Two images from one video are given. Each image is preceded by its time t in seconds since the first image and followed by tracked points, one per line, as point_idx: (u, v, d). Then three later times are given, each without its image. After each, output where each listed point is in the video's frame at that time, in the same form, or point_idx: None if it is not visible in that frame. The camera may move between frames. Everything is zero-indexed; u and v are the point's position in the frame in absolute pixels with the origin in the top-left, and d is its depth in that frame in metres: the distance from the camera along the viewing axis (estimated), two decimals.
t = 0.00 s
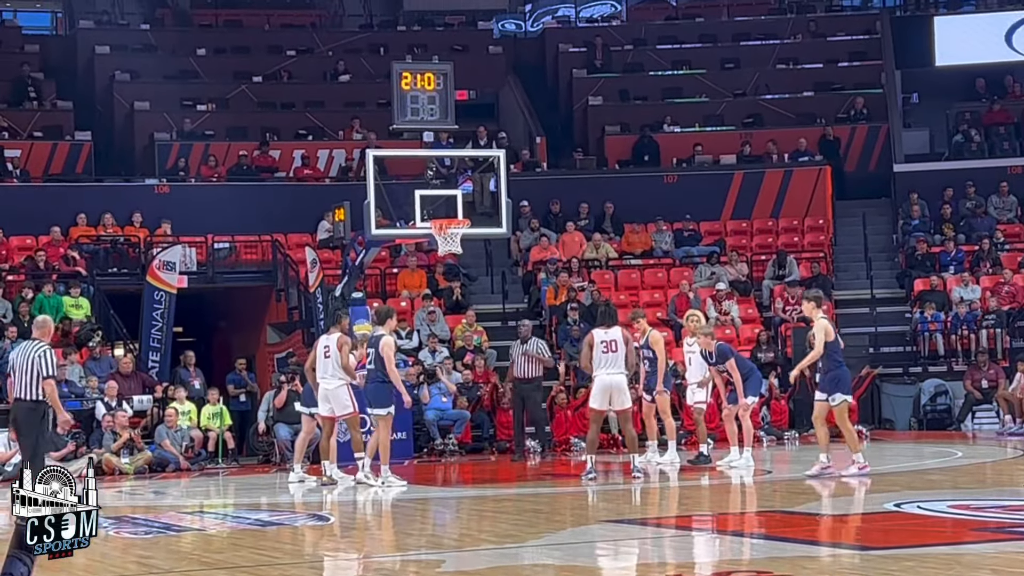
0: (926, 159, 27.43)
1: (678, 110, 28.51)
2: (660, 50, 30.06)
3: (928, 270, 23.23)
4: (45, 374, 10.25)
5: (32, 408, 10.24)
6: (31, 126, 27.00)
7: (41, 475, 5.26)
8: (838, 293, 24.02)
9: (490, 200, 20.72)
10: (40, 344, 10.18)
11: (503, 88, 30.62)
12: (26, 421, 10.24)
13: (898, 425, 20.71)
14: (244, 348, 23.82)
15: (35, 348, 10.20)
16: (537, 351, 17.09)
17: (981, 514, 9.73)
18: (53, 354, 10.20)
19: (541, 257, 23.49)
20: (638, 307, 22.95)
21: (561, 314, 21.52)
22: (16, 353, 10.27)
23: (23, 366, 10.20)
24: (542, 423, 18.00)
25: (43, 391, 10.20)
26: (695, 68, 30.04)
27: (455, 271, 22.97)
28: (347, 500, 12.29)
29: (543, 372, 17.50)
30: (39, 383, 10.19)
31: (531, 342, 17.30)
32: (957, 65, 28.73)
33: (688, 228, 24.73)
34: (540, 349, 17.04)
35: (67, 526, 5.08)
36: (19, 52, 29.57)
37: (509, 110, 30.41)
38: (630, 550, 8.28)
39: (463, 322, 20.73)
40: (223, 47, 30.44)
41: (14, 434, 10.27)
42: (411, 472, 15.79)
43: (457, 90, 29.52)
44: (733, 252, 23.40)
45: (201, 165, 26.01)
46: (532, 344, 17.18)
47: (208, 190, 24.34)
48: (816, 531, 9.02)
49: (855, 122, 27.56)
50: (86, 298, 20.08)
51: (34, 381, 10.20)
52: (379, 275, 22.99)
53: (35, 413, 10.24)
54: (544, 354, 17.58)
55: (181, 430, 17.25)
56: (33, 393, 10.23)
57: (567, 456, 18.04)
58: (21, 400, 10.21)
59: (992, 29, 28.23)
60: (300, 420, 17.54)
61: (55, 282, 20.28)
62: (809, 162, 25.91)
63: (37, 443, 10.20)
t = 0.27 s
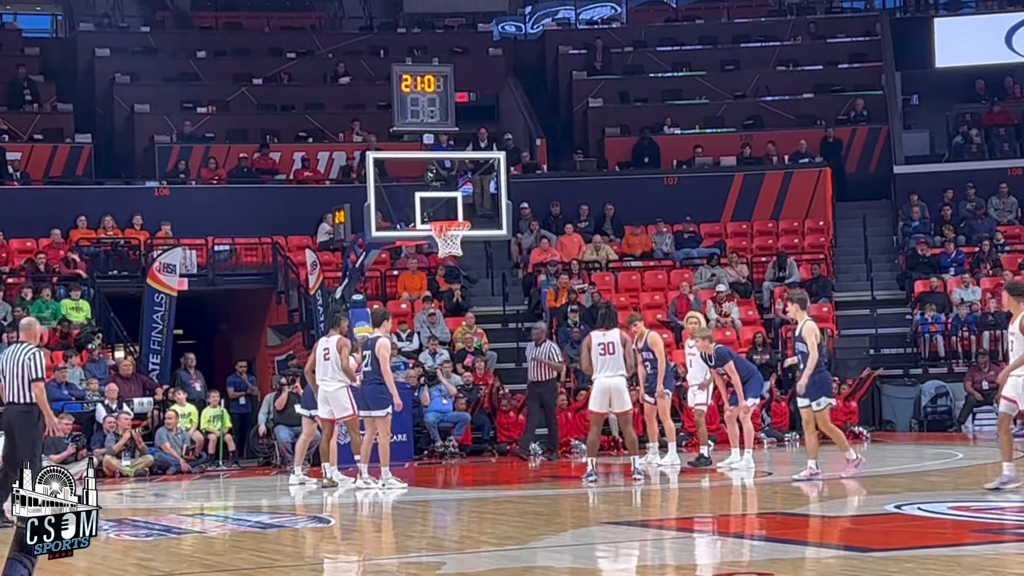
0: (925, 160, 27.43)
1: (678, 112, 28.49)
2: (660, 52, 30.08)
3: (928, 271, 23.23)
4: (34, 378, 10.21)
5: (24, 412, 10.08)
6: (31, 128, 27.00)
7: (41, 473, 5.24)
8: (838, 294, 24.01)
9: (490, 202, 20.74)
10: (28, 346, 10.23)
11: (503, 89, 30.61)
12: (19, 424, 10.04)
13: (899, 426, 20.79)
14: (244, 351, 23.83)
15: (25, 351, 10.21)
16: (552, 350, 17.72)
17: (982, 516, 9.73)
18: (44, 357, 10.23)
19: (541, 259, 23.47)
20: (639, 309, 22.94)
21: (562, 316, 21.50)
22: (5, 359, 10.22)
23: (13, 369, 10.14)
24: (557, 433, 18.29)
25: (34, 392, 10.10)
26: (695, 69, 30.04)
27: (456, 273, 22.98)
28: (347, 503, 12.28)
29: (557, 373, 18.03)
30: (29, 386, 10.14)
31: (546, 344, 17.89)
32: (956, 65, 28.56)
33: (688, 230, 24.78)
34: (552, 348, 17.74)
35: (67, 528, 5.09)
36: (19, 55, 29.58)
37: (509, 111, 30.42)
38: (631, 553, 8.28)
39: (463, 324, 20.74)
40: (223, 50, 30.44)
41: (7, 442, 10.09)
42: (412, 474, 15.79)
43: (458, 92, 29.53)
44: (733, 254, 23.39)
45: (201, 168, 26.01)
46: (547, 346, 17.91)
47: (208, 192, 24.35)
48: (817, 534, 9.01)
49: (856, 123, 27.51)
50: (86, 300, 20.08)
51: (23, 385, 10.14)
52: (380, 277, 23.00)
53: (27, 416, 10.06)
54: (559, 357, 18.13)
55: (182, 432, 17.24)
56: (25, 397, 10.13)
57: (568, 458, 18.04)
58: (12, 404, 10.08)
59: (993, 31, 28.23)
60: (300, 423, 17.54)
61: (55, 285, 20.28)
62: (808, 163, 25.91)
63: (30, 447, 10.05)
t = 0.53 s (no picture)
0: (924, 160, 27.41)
1: (678, 112, 28.46)
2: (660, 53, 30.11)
3: (928, 271, 23.24)
4: (21, 377, 10.06)
5: (10, 413, 9.95)
6: (31, 129, 27.00)
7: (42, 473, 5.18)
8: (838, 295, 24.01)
9: (490, 203, 20.71)
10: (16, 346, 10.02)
11: (503, 90, 30.62)
12: (5, 425, 9.93)
13: (899, 427, 20.86)
14: (243, 352, 23.83)
15: (9, 352, 10.05)
16: (566, 347, 18.16)
17: (982, 516, 9.72)
18: (30, 357, 10.05)
19: (541, 260, 23.47)
20: (638, 310, 22.93)
21: (562, 316, 21.49)
22: None
23: None
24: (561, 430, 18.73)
25: (21, 392, 9.97)
26: (694, 70, 30.05)
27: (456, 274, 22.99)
28: (347, 503, 12.28)
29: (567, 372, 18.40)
30: (15, 387, 9.99)
31: (557, 341, 18.36)
32: (954, 64, 28.56)
33: (688, 231, 24.78)
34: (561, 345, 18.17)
35: (67, 528, 5.09)
36: (18, 56, 29.58)
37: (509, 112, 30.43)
38: (632, 553, 8.28)
39: (463, 325, 20.74)
40: (223, 51, 30.46)
41: None
42: (411, 476, 15.78)
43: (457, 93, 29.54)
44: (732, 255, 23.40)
45: (201, 169, 26.01)
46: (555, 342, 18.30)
47: (208, 193, 24.36)
48: (818, 534, 9.01)
49: (856, 124, 27.47)
50: (85, 301, 20.07)
51: (10, 385, 10.01)
52: (379, 278, 22.99)
53: (13, 416, 9.94)
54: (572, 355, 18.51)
55: (181, 433, 17.24)
56: (12, 398, 9.99)
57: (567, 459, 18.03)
58: None
59: (992, 31, 28.26)
60: (299, 424, 17.53)
61: (55, 286, 20.28)
62: (808, 164, 25.92)
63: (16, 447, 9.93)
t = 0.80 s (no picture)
0: (924, 160, 27.39)
1: (677, 113, 28.44)
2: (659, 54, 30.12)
3: (927, 272, 23.24)
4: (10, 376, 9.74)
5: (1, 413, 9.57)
6: (30, 130, 26.98)
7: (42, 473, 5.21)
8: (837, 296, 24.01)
9: (488, 203, 20.70)
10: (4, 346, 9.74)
11: (502, 91, 30.61)
12: None
13: (898, 427, 20.95)
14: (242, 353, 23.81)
15: None
16: (577, 350, 18.22)
17: (982, 517, 9.72)
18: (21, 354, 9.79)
19: (540, 260, 23.44)
20: (637, 311, 22.91)
21: (561, 317, 21.48)
22: None
23: None
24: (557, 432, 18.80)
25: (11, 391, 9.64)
26: (693, 71, 30.04)
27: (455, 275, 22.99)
28: (347, 504, 12.28)
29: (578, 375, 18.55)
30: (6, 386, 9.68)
31: (566, 344, 18.43)
32: (953, 64, 28.63)
33: (687, 231, 24.77)
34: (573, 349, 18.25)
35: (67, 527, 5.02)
36: (17, 57, 29.57)
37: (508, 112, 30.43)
38: (631, 554, 8.27)
39: (462, 325, 20.75)
40: (222, 52, 30.46)
41: None
42: (411, 477, 15.77)
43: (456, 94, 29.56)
44: (731, 255, 23.40)
45: (200, 169, 26.00)
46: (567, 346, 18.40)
47: (207, 194, 24.35)
48: (819, 534, 9.01)
49: (854, 125, 27.43)
50: (85, 302, 20.06)
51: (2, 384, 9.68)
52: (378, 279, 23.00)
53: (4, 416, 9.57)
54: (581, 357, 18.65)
55: (181, 434, 17.24)
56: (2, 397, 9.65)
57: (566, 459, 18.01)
58: None
59: (990, 32, 28.29)
60: (299, 424, 17.53)
61: (55, 287, 20.28)
62: (807, 164, 25.90)
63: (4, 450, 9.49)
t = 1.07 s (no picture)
0: (922, 161, 27.39)
1: (675, 114, 28.43)
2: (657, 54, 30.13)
3: (925, 273, 23.26)
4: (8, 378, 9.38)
5: None
6: (28, 130, 26.97)
7: (41, 474, 5.10)
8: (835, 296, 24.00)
9: (487, 204, 20.70)
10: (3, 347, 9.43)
11: (500, 91, 30.61)
12: None
13: (895, 428, 20.86)
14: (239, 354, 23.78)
15: None
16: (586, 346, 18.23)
17: (980, 518, 9.73)
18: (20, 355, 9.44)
19: (538, 261, 23.43)
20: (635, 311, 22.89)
21: (559, 318, 21.47)
22: None
23: None
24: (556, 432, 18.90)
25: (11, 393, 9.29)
26: (691, 71, 30.04)
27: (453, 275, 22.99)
28: (345, 505, 12.29)
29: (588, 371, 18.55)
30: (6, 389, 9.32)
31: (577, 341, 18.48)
32: (952, 66, 28.63)
33: (685, 232, 24.76)
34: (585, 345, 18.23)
35: (66, 527, 4.92)
36: (16, 57, 29.57)
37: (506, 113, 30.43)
38: (630, 554, 8.27)
39: (460, 326, 20.76)
40: (220, 52, 30.46)
41: None
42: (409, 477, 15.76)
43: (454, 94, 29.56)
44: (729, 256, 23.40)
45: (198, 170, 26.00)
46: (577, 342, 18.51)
47: (205, 194, 24.34)
48: (817, 534, 9.02)
49: (852, 125, 27.41)
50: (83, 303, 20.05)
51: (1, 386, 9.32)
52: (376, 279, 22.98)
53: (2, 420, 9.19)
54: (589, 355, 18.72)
55: (179, 434, 17.24)
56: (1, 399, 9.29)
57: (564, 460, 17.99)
58: None
59: (989, 33, 28.32)
60: (296, 425, 17.50)
61: (53, 287, 20.25)
62: (805, 165, 25.91)
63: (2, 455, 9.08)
